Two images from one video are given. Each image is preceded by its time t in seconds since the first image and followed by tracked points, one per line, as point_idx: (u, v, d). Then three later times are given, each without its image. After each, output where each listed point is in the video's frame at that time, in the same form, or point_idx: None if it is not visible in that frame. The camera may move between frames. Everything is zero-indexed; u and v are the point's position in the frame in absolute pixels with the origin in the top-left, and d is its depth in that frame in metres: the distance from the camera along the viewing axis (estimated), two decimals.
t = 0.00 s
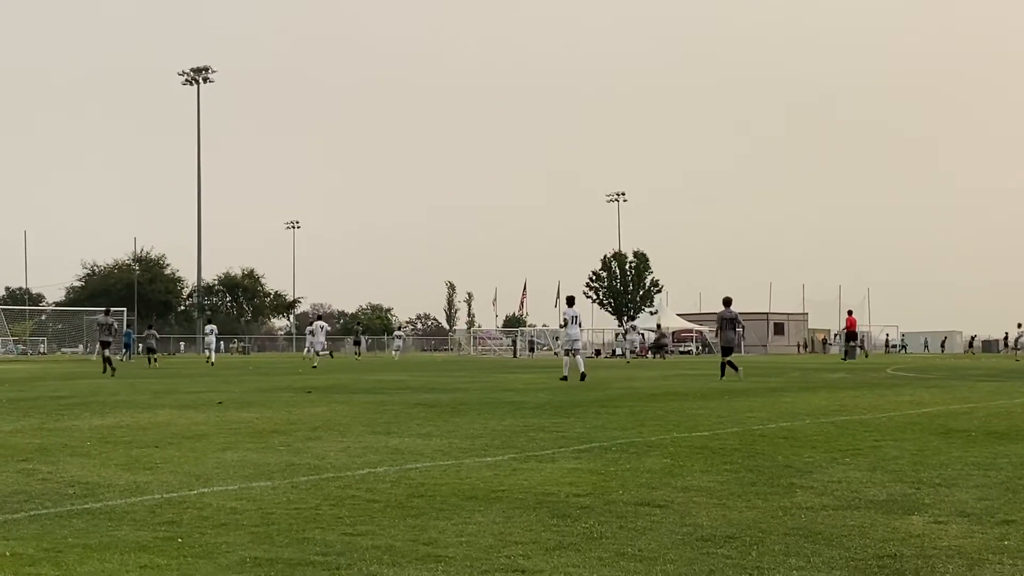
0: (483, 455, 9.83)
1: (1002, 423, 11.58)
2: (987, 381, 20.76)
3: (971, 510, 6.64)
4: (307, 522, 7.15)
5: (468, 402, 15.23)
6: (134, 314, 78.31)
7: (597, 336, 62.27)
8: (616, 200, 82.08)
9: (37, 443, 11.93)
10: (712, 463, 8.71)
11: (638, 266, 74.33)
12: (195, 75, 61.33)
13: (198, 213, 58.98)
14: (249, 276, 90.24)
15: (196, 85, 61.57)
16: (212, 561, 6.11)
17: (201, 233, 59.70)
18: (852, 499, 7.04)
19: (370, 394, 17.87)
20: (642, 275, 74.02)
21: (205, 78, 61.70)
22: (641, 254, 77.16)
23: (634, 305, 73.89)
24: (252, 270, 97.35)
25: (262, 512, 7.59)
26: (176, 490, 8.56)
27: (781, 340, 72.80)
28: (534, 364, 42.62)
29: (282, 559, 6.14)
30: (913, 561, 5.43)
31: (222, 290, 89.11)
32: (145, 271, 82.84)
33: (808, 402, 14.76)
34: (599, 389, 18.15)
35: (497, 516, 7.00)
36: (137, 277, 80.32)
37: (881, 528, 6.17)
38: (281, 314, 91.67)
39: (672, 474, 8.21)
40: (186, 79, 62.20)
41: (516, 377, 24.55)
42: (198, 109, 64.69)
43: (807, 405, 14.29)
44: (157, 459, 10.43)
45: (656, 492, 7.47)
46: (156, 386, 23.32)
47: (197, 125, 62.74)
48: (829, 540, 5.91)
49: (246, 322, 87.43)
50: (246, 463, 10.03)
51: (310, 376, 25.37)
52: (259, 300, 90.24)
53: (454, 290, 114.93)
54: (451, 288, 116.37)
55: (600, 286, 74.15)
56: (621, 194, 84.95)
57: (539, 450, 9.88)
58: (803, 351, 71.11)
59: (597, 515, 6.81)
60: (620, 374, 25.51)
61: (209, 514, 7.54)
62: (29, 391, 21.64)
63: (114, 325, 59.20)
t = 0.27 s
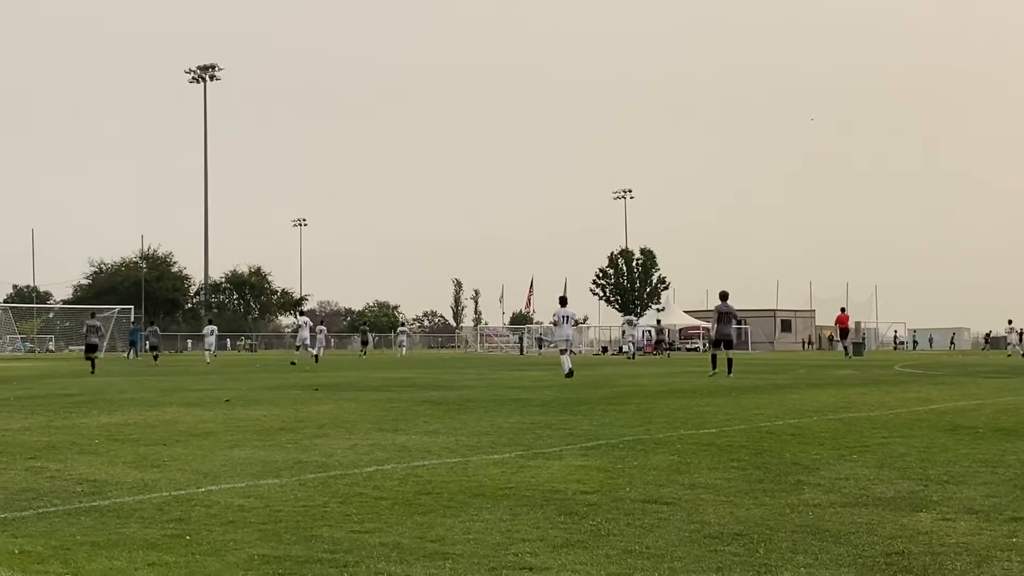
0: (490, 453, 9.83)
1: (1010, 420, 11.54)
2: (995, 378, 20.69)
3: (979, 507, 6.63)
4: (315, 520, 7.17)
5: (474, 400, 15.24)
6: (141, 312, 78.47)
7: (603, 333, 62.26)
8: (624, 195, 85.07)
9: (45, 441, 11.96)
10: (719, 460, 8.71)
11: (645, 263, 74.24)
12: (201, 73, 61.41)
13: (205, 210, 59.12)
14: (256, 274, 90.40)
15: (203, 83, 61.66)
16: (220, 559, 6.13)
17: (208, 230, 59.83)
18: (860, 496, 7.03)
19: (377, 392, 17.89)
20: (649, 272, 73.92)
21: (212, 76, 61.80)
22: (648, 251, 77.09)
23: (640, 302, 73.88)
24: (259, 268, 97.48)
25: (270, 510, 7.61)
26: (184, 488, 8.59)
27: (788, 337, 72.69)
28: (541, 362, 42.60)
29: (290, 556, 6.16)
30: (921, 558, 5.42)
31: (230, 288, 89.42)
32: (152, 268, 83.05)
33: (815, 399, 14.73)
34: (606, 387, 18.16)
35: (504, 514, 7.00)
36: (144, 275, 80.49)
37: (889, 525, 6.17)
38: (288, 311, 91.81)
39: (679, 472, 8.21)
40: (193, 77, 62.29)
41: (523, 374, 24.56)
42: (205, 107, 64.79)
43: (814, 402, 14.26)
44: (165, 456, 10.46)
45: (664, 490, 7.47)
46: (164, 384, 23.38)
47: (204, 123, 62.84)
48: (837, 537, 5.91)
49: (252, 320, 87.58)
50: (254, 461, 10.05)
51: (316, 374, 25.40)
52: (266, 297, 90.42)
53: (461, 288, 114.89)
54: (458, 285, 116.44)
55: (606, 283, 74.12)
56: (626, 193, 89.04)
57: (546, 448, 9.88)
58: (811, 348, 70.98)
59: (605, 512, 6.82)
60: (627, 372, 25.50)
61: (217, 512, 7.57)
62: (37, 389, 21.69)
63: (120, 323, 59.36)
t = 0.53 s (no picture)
0: (496, 449, 9.85)
1: (1017, 416, 11.52)
2: (1003, 374, 20.63)
3: (986, 504, 6.62)
4: (321, 517, 7.19)
5: (481, 397, 15.26)
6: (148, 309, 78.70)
7: (610, 330, 62.24)
8: (631, 194, 84.58)
9: (52, 439, 12.01)
10: (726, 457, 8.72)
11: (652, 260, 74.09)
12: (208, 71, 61.50)
13: (212, 208, 59.21)
14: (263, 272, 90.57)
15: (209, 81, 61.71)
16: (228, 556, 6.15)
17: (215, 228, 59.90)
18: (867, 493, 7.02)
19: (384, 389, 17.92)
20: (656, 268, 73.85)
21: (218, 74, 61.85)
22: (655, 248, 77.00)
23: (647, 299, 73.81)
24: (266, 265, 97.55)
25: (277, 506, 7.63)
26: (191, 485, 8.62)
27: (795, 334, 72.55)
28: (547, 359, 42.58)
29: (298, 553, 6.17)
30: (928, 555, 5.41)
31: (237, 286, 89.69)
32: (160, 266, 83.22)
33: (822, 396, 14.71)
34: (613, 384, 18.14)
35: (511, 510, 7.01)
36: (151, 273, 80.67)
37: (897, 522, 6.16)
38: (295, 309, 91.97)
39: (686, 468, 8.21)
40: (199, 75, 62.34)
41: (530, 371, 24.57)
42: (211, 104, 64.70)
43: (821, 399, 14.25)
44: (173, 454, 10.50)
45: (671, 486, 7.48)
46: (171, 381, 23.47)
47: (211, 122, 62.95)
48: (844, 534, 5.90)
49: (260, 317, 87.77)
50: (261, 458, 10.09)
51: (324, 371, 25.45)
52: (273, 295, 90.59)
53: (467, 285, 114.91)
54: (464, 283, 116.49)
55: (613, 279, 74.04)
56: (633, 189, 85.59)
57: (552, 445, 9.90)
58: (818, 345, 70.87)
59: (611, 509, 6.83)
60: (635, 369, 25.48)
61: (224, 509, 7.59)
62: (45, 386, 21.77)
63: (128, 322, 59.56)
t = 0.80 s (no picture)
0: (503, 447, 9.86)
1: None
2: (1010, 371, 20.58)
3: (994, 500, 6.61)
4: (328, 514, 7.21)
5: (487, 394, 15.27)
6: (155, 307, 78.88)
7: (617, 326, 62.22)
8: (637, 190, 84.41)
9: (59, 436, 12.05)
10: (733, 454, 8.71)
11: (658, 256, 74.00)
12: (214, 69, 61.61)
13: (217, 206, 59.30)
14: (269, 269, 90.69)
15: (215, 78, 61.80)
16: (234, 553, 6.17)
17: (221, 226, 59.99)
18: (874, 490, 7.02)
19: (390, 386, 17.93)
20: (662, 265, 73.78)
21: (224, 72, 61.95)
22: (661, 245, 76.90)
23: (653, 295, 73.73)
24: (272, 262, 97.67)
25: (283, 504, 7.65)
26: (198, 482, 8.65)
27: (801, 330, 72.44)
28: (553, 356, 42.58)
29: (304, 550, 6.19)
30: (935, 552, 5.41)
31: (243, 283, 89.84)
32: (166, 264, 83.38)
33: (828, 392, 14.70)
34: (619, 381, 18.14)
35: (517, 507, 7.02)
36: (158, 270, 80.82)
37: (904, 519, 6.15)
38: (301, 306, 92.09)
39: (693, 466, 8.20)
40: (205, 73, 62.44)
41: (536, 368, 24.56)
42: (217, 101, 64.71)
43: (827, 395, 14.24)
44: (179, 451, 10.53)
45: (677, 483, 7.48)
46: (178, 379, 23.53)
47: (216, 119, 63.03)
48: (851, 531, 5.90)
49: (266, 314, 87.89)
50: (267, 455, 10.12)
51: (330, 368, 25.48)
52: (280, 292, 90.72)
53: (473, 282, 114.94)
54: (471, 280, 116.49)
55: (619, 276, 73.98)
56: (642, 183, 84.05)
57: (559, 442, 9.91)
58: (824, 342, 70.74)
59: (618, 506, 6.83)
60: (641, 366, 25.46)
61: (231, 506, 7.62)
62: (52, 384, 21.83)
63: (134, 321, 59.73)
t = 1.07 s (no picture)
0: (509, 444, 9.87)
1: None
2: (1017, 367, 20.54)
3: (1000, 497, 6.60)
4: (334, 511, 7.22)
5: (493, 391, 15.29)
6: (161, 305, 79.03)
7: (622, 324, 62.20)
8: (643, 186, 83.34)
9: (66, 434, 12.09)
10: (739, 450, 8.71)
11: (663, 253, 73.94)
12: (220, 67, 61.66)
13: (223, 204, 59.39)
14: (275, 267, 90.79)
15: (221, 76, 61.84)
16: (241, 551, 6.19)
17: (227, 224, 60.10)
18: (881, 486, 7.02)
19: (396, 384, 17.95)
20: (668, 262, 73.73)
21: (230, 69, 61.99)
22: (666, 242, 76.82)
23: (659, 292, 73.69)
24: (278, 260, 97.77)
25: (289, 501, 7.67)
26: (205, 480, 8.67)
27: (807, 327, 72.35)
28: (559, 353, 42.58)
29: (311, 547, 6.21)
30: (941, 548, 5.41)
31: (249, 281, 89.97)
32: (172, 261, 83.52)
33: (834, 389, 14.69)
34: (624, 378, 18.15)
35: (523, 504, 7.03)
36: (164, 268, 80.95)
37: (910, 515, 6.15)
38: (307, 304, 92.24)
39: (699, 462, 8.20)
40: (211, 71, 62.49)
41: (542, 366, 24.57)
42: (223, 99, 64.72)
43: (834, 392, 14.23)
44: (186, 449, 10.55)
45: (683, 480, 7.48)
46: (184, 377, 23.58)
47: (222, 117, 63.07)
48: (857, 528, 5.91)
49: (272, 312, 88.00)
50: (273, 452, 10.14)
51: (336, 366, 25.51)
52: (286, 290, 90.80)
53: (479, 280, 114.98)
54: (476, 278, 116.52)
55: (625, 273, 73.96)
56: (647, 181, 83.02)
57: (565, 439, 9.91)
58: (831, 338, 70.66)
59: (624, 503, 6.84)
60: (647, 363, 25.47)
61: (238, 504, 7.64)
62: (59, 382, 21.90)
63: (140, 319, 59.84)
